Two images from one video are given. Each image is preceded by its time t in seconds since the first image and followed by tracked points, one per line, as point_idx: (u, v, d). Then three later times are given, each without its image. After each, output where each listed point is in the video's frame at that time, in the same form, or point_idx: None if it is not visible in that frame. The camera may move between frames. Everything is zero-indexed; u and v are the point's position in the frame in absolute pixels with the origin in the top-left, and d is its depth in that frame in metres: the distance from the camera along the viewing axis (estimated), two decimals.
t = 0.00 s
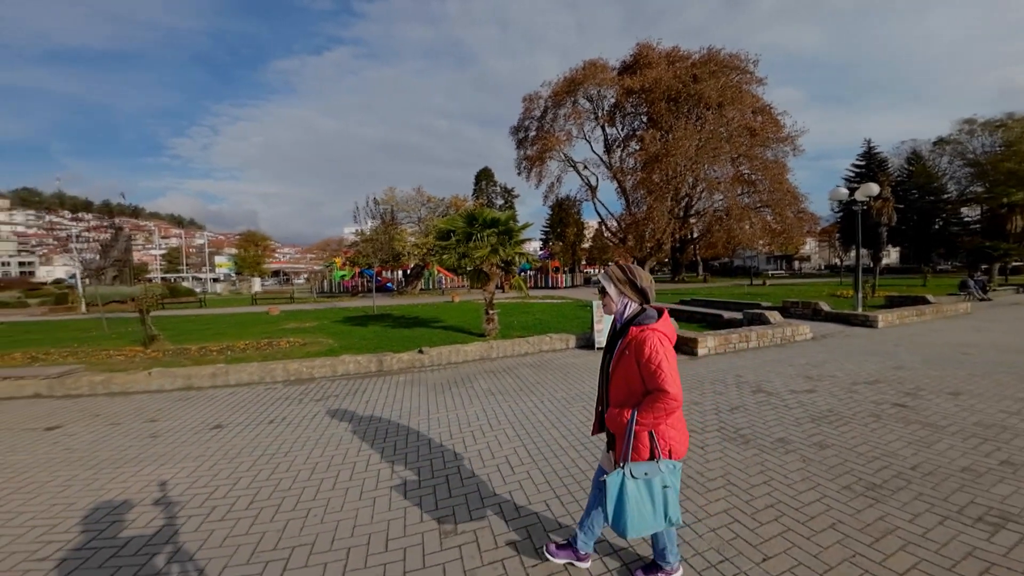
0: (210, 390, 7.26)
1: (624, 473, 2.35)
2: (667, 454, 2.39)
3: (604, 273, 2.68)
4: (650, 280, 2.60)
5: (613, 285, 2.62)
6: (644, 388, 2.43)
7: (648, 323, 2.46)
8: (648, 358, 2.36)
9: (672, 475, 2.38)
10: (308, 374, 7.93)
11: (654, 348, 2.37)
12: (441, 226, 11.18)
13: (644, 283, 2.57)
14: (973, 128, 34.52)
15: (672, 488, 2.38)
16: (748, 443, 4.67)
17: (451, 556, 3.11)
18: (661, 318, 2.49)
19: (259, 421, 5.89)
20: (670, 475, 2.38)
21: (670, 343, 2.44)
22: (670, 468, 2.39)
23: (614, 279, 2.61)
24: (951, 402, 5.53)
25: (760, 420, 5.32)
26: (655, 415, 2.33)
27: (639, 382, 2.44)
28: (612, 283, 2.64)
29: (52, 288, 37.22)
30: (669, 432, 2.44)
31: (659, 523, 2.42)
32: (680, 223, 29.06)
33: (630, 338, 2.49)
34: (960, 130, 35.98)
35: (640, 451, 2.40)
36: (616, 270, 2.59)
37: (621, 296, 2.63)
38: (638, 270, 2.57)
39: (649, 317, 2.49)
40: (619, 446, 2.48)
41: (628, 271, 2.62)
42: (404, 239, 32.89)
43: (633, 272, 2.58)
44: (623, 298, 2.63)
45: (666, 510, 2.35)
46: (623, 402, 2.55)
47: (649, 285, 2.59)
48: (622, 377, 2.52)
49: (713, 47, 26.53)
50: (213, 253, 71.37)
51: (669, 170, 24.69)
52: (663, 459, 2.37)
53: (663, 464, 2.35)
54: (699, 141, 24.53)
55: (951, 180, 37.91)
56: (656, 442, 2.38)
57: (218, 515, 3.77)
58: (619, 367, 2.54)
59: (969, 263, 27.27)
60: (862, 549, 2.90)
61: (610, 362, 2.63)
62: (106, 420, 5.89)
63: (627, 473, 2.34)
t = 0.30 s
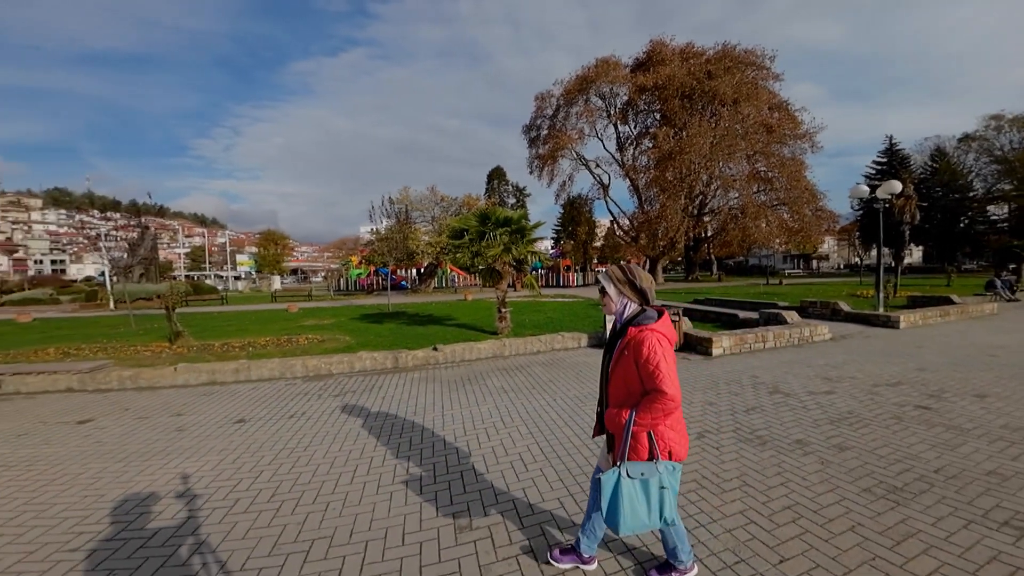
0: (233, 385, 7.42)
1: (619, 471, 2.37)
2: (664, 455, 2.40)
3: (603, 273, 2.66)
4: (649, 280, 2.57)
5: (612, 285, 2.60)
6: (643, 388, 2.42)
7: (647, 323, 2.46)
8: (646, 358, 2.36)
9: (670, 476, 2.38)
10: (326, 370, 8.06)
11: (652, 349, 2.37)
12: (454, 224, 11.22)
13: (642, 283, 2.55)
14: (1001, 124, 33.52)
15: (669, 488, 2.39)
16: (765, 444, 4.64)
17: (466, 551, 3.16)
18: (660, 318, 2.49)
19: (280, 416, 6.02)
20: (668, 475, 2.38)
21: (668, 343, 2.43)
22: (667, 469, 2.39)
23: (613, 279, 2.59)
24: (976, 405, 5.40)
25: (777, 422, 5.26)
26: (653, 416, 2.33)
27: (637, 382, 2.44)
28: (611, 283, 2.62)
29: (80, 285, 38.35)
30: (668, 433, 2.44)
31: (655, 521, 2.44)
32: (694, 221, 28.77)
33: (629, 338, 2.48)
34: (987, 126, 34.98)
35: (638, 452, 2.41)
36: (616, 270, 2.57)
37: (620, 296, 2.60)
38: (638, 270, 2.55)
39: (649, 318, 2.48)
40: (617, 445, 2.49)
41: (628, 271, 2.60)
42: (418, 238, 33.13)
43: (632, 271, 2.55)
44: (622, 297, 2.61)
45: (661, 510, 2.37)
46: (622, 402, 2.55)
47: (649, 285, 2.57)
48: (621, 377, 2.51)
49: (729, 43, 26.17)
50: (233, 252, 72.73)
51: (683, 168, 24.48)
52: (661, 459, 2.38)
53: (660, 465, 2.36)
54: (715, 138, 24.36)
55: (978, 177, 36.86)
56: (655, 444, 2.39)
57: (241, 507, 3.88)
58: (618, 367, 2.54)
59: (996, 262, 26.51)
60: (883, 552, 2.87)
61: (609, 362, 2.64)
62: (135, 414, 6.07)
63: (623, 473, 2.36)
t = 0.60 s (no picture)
0: (256, 381, 7.61)
1: (617, 467, 2.39)
2: (663, 452, 2.40)
3: (603, 271, 2.66)
4: (649, 277, 2.57)
5: (612, 282, 2.61)
6: (640, 385, 2.43)
7: (645, 321, 2.46)
8: (644, 356, 2.36)
9: (668, 472, 2.38)
10: (345, 367, 8.21)
11: (650, 346, 2.36)
12: (468, 224, 11.29)
13: (642, 281, 2.54)
14: None
15: (668, 485, 2.38)
16: (784, 445, 4.59)
17: (483, 547, 3.19)
18: (659, 316, 2.49)
19: (302, 412, 6.16)
20: (667, 471, 2.37)
21: (667, 341, 2.42)
22: (666, 466, 2.39)
23: (613, 277, 2.60)
24: (1006, 408, 5.25)
25: (796, 423, 5.19)
26: (650, 413, 2.35)
27: (636, 380, 2.45)
28: (611, 281, 2.62)
29: (107, 283, 39.50)
30: (668, 431, 2.43)
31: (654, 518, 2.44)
32: (710, 219, 28.43)
33: (627, 336, 2.49)
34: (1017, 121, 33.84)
35: (636, 449, 2.39)
36: (615, 269, 2.58)
37: (619, 294, 2.60)
38: (636, 268, 2.54)
39: (647, 316, 2.48)
40: (615, 443, 2.50)
41: (627, 269, 2.59)
42: (433, 238, 33.39)
43: (631, 270, 2.55)
44: (621, 295, 2.61)
45: (659, 506, 2.38)
46: (621, 399, 2.55)
47: (648, 283, 2.56)
48: (620, 374, 2.52)
49: (744, 38, 25.81)
50: (252, 251, 74.21)
51: (698, 166, 24.27)
52: (660, 456, 2.36)
53: (658, 461, 2.35)
54: (731, 135, 24.25)
55: (1008, 174, 35.67)
56: (653, 442, 2.37)
57: (264, 501, 3.98)
58: (616, 365, 2.54)
59: None
60: (907, 556, 2.82)
61: (608, 359, 2.64)
62: (164, 409, 6.26)
63: (621, 469, 2.37)
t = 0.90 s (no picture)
0: (280, 378, 7.79)
1: (613, 459, 2.40)
2: (662, 448, 2.38)
3: (604, 267, 2.67)
4: (650, 274, 2.57)
5: (612, 278, 2.62)
6: (640, 380, 2.43)
7: (645, 317, 2.47)
8: (643, 351, 2.37)
9: (667, 468, 2.36)
10: (365, 365, 8.34)
11: (649, 341, 2.37)
12: (483, 224, 11.32)
13: (643, 278, 2.55)
14: None
15: (667, 482, 2.36)
16: (806, 448, 4.52)
17: (500, 544, 3.23)
18: (659, 312, 2.49)
19: (324, 408, 6.28)
20: (664, 467, 2.36)
21: (667, 337, 2.42)
22: (666, 462, 2.38)
23: (613, 273, 2.60)
24: None
25: (819, 426, 5.11)
26: (648, 407, 2.36)
27: (635, 375, 2.46)
28: (611, 277, 2.62)
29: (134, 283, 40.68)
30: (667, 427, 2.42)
31: (650, 515, 2.41)
32: (726, 218, 28.05)
33: (627, 332, 2.49)
34: None
35: (634, 443, 2.40)
36: (615, 264, 2.59)
37: (619, 289, 2.61)
38: (637, 264, 2.56)
39: (647, 312, 2.49)
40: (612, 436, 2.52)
41: (628, 265, 2.61)
42: (448, 238, 33.61)
43: (632, 266, 2.56)
44: (622, 291, 2.61)
45: (657, 502, 2.36)
46: (620, 393, 2.57)
47: (648, 279, 2.57)
48: (620, 369, 2.53)
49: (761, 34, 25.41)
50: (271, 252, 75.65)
51: (714, 163, 24.00)
52: (658, 451, 2.35)
53: (656, 456, 2.34)
54: (748, 132, 23.92)
55: None
56: (651, 436, 2.37)
57: (288, 496, 4.08)
58: (616, 359, 2.56)
59: None
60: (934, 561, 2.76)
61: (608, 354, 2.65)
62: (193, 406, 6.44)
63: (616, 461, 2.38)
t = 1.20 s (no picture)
0: (302, 376, 7.96)
1: (610, 456, 2.38)
2: (659, 448, 2.39)
3: (607, 266, 2.69)
4: (653, 274, 2.59)
5: (615, 277, 2.63)
6: (641, 379, 2.43)
7: (648, 316, 2.47)
8: (646, 349, 2.36)
9: (663, 469, 2.35)
10: (383, 364, 8.45)
11: (652, 339, 2.37)
12: (497, 225, 11.35)
13: (646, 277, 2.57)
14: None
15: (662, 482, 2.35)
16: (828, 451, 4.44)
17: (517, 543, 3.25)
18: (663, 312, 2.48)
19: (344, 406, 6.40)
20: (660, 468, 2.35)
21: (670, 337, 2.42)
22: (662, 463, 2.37)
23: (616, 272, 2.62)
24: None
25: (842, 428, 5.01)
26: (648, 406, 2.37)
27: (637, 374, 2.46)
28: (614, 276, 2.64)
29: (159, 283, 41.85)
30: (665, 427, 2.43)
31: (644, 516, 2.38)
32: (744, 217, 27.64)
33: (629, 330, 2.50)
34: None
35: (632, 441, 2.42)
36: (618, 263, 2.61)
37: (623, 288, 2.62)
38: (639, 263, 2.58)
39: (651, 310, 2.49)
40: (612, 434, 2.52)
41: (632, 264, 2.62)
42: (462, 239, 33.78)
43: (635, 265, 2.58)
44: (625, 290, 2.63)
45: (652, 503, 2.34)
46: (622, 392, 2.57)
47: (651, 278, 2.58)
48: (621, 367, 2.53)
49: (779, 29, 24.98)
50: (290, 253, 77.01)
51: (731, 161, 23.69)
52: (655, 451, 2.36)
53: (652, 455, 2.34)
54: (765, 129, 23.50)
55: None
56: (649, 435, 2.39)
57: (311, 492, 4.17)
58: (619, 357, 2.56)
59: None
60: (963, 567, 2.71)
61: (610, 353, 2.66)
62: (220, 403, 6.62)
63: (613, 458, 2.36)
